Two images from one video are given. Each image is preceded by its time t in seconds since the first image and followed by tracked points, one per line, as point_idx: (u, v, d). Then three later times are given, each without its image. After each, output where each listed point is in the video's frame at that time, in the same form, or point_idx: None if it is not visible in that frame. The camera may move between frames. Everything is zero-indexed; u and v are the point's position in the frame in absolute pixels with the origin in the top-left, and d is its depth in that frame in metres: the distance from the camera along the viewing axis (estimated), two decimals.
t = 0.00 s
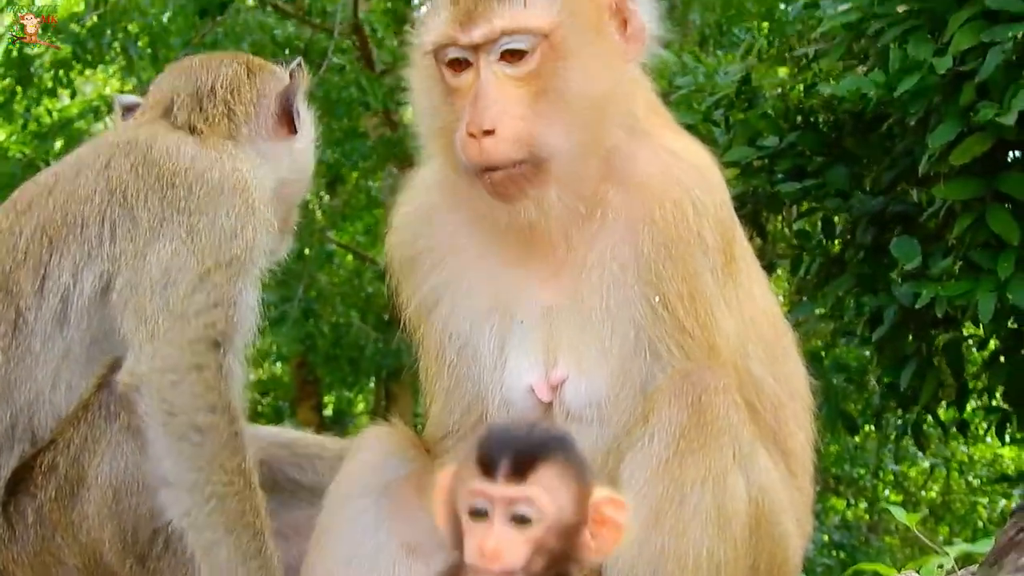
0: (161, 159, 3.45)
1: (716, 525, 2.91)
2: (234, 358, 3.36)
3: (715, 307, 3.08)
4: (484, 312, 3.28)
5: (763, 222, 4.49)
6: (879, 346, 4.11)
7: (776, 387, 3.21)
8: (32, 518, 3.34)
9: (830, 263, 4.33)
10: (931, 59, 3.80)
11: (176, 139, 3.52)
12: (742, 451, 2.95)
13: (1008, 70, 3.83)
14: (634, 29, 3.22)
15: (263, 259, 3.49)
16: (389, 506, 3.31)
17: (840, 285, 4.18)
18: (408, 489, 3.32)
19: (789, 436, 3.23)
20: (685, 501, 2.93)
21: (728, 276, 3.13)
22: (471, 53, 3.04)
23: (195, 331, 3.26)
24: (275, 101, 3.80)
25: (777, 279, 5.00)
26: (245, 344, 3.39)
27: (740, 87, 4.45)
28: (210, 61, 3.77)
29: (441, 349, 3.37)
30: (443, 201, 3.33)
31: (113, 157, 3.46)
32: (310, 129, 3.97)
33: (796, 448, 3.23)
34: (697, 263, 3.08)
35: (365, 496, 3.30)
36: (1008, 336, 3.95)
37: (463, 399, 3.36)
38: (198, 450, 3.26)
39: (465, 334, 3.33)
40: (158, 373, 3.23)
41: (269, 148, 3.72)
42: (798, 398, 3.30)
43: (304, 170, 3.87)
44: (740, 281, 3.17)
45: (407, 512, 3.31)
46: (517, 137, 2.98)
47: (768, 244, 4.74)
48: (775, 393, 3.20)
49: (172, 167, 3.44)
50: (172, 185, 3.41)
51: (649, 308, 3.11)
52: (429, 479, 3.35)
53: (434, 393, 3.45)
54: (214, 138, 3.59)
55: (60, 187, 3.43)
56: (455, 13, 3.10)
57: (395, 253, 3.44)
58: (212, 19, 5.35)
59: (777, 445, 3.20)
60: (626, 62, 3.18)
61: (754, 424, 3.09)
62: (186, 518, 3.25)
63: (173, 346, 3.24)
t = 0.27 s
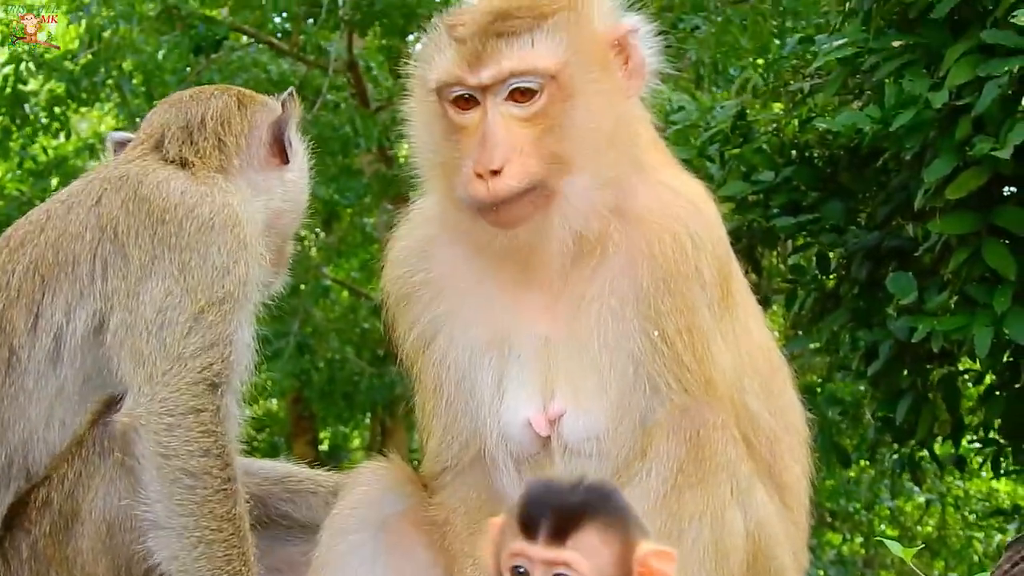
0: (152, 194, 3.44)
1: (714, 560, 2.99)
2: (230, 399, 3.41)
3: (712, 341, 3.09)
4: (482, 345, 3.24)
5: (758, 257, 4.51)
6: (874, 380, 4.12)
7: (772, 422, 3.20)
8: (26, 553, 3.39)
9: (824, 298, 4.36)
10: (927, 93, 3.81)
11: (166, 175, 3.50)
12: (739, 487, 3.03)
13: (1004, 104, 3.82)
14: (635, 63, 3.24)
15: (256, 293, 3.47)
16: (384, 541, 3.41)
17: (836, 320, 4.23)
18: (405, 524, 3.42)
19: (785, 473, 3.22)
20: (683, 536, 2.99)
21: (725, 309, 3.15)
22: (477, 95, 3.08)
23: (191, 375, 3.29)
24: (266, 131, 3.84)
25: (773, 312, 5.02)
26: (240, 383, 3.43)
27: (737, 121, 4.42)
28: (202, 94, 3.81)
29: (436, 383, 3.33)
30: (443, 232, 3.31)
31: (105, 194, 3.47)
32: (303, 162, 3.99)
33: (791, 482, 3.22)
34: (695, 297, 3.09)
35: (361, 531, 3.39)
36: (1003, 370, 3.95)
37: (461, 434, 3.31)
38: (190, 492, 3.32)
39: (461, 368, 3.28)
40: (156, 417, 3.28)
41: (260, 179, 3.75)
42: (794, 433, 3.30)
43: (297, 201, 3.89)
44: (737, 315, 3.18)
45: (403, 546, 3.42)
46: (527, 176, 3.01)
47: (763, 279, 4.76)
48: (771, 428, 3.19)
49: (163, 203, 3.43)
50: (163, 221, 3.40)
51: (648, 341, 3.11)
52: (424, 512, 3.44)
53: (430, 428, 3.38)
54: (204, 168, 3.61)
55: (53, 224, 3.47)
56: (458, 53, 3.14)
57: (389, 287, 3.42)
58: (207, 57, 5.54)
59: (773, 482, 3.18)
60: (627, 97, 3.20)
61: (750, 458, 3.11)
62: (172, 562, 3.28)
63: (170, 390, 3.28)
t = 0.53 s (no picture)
0: (144, 216, 3.47)
1: None
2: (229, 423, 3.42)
3: (703, 364, 3.09)
4: (478, 366, 3.24)
5: (758, 277, 4.53)
6: (875, 400, 4.13)
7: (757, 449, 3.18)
8: None
9: (824, 318, 4.38)
10: (926, 114, 3.81)
11: (161, 195, 3.55)
12: (735, 509, 2.93)
13: (1005, 124, 3.81)
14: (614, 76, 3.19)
15: (252, 316, 3.50)
16: (380, 563, 3.33)
17: (835, 340, 4.25)
18: (402, 546, 3.37)
19: (772, 500, 3.20)
20: (679, 559, 2.88)
21: (718, 331, 3.13)
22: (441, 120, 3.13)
23: (190, 399, 3.30)
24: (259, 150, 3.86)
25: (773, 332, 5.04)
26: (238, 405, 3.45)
27: (736, 141, 4.45)
28: (196, 113, 3.83)
29: (428, 399, 3.34)
30: (441, 253, 3.33)
31: (99, 216, 3.50)
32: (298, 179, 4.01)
33: (779, 511, 3.21)
34: (687, 319, 3.07)
35: (358, 553, 3.32)
36: (1003, 391, 3.95)
37: (459, 455, 3.29)
38: (190, 516, 3.31)
39: (458, 389, 3.27)
40: (155, 441, 3.29)
41: (256, 198, 3.77)
42: (785, 463, 3.28)
43: (293, 220, 3.90)
44: (731, 340, 3.16)
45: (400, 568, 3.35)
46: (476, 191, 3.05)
47: (763, 299, 4.78)
48: (758, 454, 3.19)
49: (155, 225, 3.46)
50: (157, 244, 3.43)
51: (640, 361, 3.08)
52: (422, 534, 3.40)
53: (430, 447, 3.38)
54: (198, 187, 3.63)
55: (47, 246, 3.48)
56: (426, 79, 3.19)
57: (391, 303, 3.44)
58: (205, 76, 5.55)
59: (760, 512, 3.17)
60: (598, 113, 3.17)
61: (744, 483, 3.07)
62: None
63: (169, 414, 3.30)
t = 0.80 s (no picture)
0: (142, 236, 3.49)
1: None
2: (224, 441, 3.45)
3: (682, 361, 2.89)
4: (466, 377, 3.10)
5: (755, 294, 4.54)
6: (872, 417, 4.13)
7: (761, 454, 2.96)
8: None
9: (821, 334, 4.39)
10: (924, 130, 3.82)
11: (161, 215, 3.56)
12: (730, 524, 2.81)
13: (1002, 141, 3.81)
14: (516, 77, 3.17)
15: (250, 335, 3.53)
16: None
17: (832, 356, 4.23)
18: (399, 561, 3.39)
19: (779, 512, 3.01)
20: None
21: (696, 322, 2.92)
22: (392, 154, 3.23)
23: (185, 418, 3.34)
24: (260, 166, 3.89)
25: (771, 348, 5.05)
26: (233, 424, 3.48)
27: (734, 158, 4.46)
28: (194, 132, 3.86)
29: (420, 417, 3.25)
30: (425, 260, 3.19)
31: (98, 235, 3.52)
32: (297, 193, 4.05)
33: (783, 520, 3.01)
34: (652, 311, 2.90)
35: (356, 567, 3.33)
36: (1000, 408, 3.96)
37: (451, 470, 3.25)
38: (185, 533, 3.35)
39: (442, 401, 3.16)
40: (149, 459, 3.32)
41: (255, 216, 3.81)
42: (788, 471, 3.05)
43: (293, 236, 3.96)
44: (711, 331, 2.92)
45: None
46: (405, 211, 3.11)
47: (760, 315, 4.79)
48: (759, 456, 2.95)
49: (155, 246, 3.47)
50: (156, 265, 3.44)
51: (610, 359, 2.93)
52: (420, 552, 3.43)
53: (427, 464, 3.36)
54: (201, 206, 3.65)
55: (47, 264, 3.50)
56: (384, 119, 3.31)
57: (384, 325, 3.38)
58: (203, 90, 5.59)
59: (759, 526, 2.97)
60: (506, 115, 3.13)
61: (738, 489, 2.90)
62: None
63: (164, 433, 3.34)
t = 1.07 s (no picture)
0: (134, 252, 3.49)
1: None
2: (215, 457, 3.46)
3: (664, 359, 2.93)
4: (456, 388, 3.25)
5: (754, 307, 4.54)
6: (871, 432, 4.13)
7: (747, 450, 2.98)
8: None
9: (821, 347, 4.39)
10: (922, 144, 3.82)
11: (151, 229, 3.57)
12: (719, 530, 2.82)
13: (1000, 156, 3.82)
14: (488, 86, 3.31)
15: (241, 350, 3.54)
16: None
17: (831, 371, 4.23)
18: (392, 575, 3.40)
19: (771, 513, 3.04)
20: None
21: (675, 318, 2.96)
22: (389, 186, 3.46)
23: (175, 434, 3.34)
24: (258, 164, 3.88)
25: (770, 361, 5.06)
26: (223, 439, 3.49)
27: (733, 172, 4.46)
28: (187, 147, 3.87)
29: (421, 430, 3.40)
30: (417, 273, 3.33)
31: (89, 250, 3.54)
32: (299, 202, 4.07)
33: (775, 521, 3.04)
34: (630, 309, 2.94)
35: None
36: (999, 422, 3.96)
37: (450, 480, 3.37)
38: (176, 550, 3.36)
39: (439, 412, 3.32)
40: (139, 477, 3.32)
41: (248, 231, 3.82)
42: (777, 472, 3.07)
43: (293, 244, 3.96)
44: (690, 322, 2.98)
45: None
46: (400, 226, 3.32)
47: (758, 328, 4.80)
48: (746, 455, 2.98)
49: (146, 261, 3.47)
50: (146, 280, 3.44)
51: (592, 357, 2.98)
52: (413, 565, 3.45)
53: (426, 476, 3.47)
54: (194, 220, 3.66)
55: (39, 280, 3.52)
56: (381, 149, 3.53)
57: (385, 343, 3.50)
58: (201, 104, 5.59)
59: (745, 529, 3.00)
60: (480, 123, 3.27)
61: (724, 490, 2.93)
62: None
63: (153, 450, 3.34)
